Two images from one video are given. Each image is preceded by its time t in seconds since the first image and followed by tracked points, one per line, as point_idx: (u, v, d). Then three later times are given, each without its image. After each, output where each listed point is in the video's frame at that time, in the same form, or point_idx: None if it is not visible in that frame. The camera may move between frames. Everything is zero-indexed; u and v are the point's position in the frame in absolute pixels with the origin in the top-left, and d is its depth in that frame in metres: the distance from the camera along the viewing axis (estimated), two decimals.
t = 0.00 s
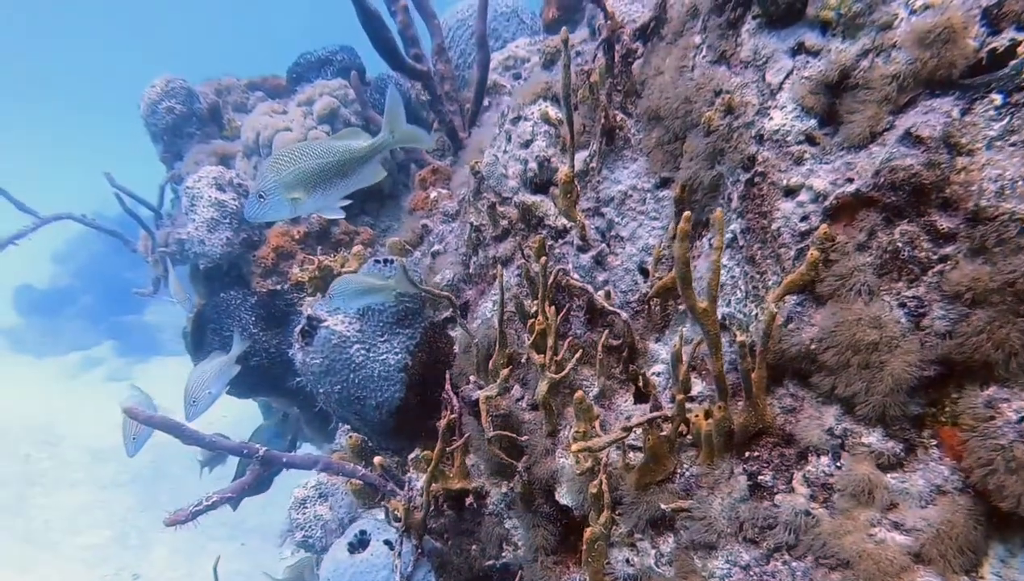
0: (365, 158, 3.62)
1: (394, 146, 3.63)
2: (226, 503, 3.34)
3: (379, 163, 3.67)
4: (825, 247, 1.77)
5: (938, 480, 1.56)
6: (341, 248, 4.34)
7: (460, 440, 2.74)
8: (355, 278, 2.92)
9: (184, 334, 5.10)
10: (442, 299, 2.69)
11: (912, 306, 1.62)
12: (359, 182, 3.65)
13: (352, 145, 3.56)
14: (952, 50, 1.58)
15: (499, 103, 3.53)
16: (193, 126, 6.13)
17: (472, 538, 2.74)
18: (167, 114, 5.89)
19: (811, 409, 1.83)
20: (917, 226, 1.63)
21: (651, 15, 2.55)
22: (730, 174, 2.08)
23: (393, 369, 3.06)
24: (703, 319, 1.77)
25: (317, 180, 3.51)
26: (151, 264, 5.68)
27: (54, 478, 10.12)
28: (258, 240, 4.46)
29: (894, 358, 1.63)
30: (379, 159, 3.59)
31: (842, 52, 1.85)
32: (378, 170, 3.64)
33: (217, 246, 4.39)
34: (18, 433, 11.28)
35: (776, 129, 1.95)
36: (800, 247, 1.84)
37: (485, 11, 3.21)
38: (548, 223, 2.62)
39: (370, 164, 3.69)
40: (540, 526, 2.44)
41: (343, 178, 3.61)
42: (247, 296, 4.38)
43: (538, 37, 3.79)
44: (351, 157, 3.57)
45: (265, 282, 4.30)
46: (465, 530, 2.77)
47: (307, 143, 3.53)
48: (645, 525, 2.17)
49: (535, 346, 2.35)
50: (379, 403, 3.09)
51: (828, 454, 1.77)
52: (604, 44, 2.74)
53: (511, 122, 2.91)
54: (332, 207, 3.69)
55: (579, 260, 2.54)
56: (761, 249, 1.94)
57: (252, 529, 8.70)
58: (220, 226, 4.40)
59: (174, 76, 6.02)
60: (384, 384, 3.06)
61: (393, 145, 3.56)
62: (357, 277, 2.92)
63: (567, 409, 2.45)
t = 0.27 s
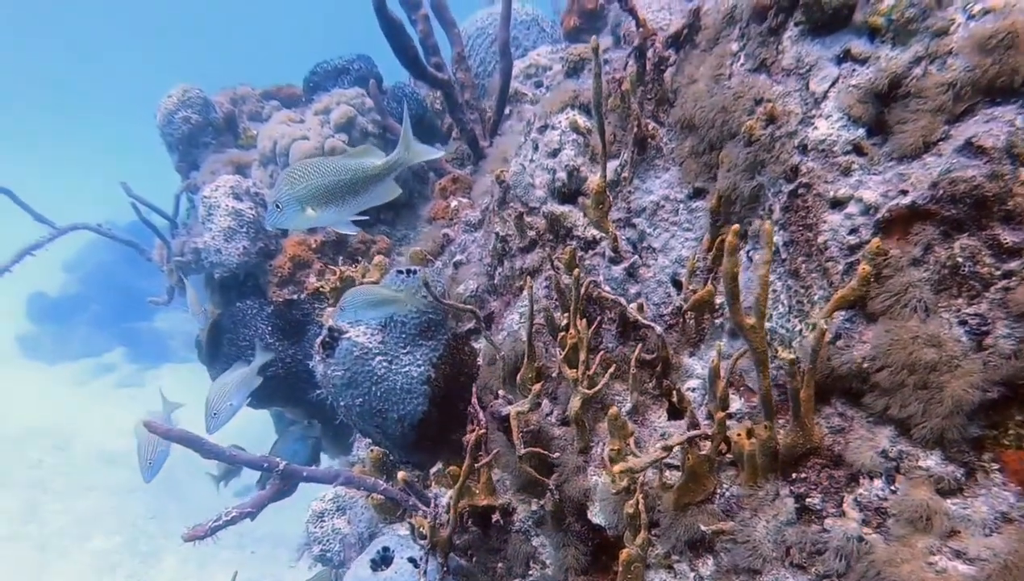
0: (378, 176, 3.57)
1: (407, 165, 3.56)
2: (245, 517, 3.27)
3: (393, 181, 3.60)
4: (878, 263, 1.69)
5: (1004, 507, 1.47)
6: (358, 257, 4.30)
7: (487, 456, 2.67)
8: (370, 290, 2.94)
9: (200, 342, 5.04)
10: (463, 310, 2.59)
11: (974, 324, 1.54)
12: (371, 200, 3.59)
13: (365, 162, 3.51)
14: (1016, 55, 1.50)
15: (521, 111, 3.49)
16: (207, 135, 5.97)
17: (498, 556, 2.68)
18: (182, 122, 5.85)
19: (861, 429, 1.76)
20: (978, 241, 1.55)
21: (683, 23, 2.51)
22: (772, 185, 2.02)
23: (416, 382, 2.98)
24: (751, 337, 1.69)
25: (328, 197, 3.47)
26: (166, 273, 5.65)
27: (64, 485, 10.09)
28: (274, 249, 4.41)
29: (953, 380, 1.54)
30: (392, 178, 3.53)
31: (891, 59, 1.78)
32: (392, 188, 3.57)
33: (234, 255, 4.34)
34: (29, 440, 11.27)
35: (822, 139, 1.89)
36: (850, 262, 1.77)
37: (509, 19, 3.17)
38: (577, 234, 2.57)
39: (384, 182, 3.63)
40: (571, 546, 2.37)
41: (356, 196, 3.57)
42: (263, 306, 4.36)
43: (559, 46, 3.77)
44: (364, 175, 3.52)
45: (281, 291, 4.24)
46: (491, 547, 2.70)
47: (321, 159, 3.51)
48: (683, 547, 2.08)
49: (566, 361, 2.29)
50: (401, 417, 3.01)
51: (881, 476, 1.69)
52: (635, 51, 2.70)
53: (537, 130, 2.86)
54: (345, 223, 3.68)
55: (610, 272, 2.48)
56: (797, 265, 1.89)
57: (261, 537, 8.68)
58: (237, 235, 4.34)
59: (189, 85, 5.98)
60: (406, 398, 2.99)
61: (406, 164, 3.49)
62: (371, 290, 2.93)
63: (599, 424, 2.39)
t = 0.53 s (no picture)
0: (389, 194, 3.50)
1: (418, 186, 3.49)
2: (262, 533, 3.20)
3: (404, 200, 3.52)
4: (934, 278, 1.62)
5: None
6: (373, 267, 4.26)
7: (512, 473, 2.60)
8: (377, 303, 2.86)
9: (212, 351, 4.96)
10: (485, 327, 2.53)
11: None
12: (379, 219, 3.52)
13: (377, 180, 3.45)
14: None
15: (542, 120, 3.44)
16: (220, 144, 5.89)
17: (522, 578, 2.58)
18: (196, 131, 5.83)
19: (913, 454, 1.66)
20: None
21: (715, 31, 2.46)
22: (813, 197, 1.96)
23: (436, 396, 2.91)
24: (799, 355, 1.62)
25: (337, 212, 3.42)
26: (179, 282, 5.62)
27: (72, 493, 10.04)
28: (289, 259, 4.37)
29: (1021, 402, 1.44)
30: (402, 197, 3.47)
31: (944, 67, 1.72)
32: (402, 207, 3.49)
33: (249, 264, 4.30)
34: (37, 447, 11.23)
35: (868, 150, 1.83)
36: (902, 277, 1.70)
37: (532, 27, 3.12)
38: (605, 246, 2.52)
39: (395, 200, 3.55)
40: (602, 569, 2.28)
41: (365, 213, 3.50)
42: (276, 316, 4.31)
43: (579, 55, 3.74)
44: (374, 192, 3.46)
45: (296, 302, 4.19)
46: (515, 569, 2.60)
47: (333, 173, 3.47)
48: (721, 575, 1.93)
49: (597, 376, 2.24)
50: (421, 432, 2.94)
51: (938, 502, 1.57)
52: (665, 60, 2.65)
53: (563, 140, 2.81)
54: (353, 237, 3.62)
55: (640, 286, 2.43)
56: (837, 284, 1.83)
57: (269, 546, 8.71)
58: (253, 245, 4.31)
59: (203, 93, 5.96)
60: (427, 412, 2.92)
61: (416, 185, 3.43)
62: (377, 303, 2.85)
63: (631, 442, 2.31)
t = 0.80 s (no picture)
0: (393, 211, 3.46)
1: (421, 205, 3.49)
2: (275, 551, 3.12)
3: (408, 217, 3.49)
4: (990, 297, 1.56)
5: None
6: (381, 275, 4.17)
7: (532, 491, 2.52)
8: (382, 323, 2.74)
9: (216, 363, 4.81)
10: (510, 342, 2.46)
11: None
12: (383, 235, 3.48)
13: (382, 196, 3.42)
14: None
15: (558, 128, 3.38)
16: (226, 152, 5.86)
17: None
18: (202, 139, 5.78)
19: (966, 480, 1.58)
20: None
21: (744, 40, 2.40)
22: (852, 210, 1.90)
23: (453, 411, 2.84)
24: (847, 378, 1.57)
25: (342, 228, 3.36)
26: (184, 291, 5.55)
27: (70, 501, 9.92)
28: (297, 268, 4.30)
29: None
30: (405, 215, 3.44)
31: (995, 76, 1.65)
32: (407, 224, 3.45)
33: (257, 274, 4.22)
34: (35, 454, 11.10)
35: (913, 162, 1.77)
36: (952, 294, 1.63)
37: (550, 34, 3.06)
38: (628, 258, 2.46)
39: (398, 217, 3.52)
40: None
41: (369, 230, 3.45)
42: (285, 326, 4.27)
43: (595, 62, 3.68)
44: (379, 208, 3.42)
45: (304, 311, 4.11)
46: None
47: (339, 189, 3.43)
48: None
49: (625, 392, 2.16)
50: (437, 447, 2.86)
51: (998, 533, 1.47)
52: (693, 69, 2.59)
53: (584, 149, 2.75)
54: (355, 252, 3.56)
55: (666, 299, 2.35)
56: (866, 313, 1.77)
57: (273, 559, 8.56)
58: (261, 254, 4.24)
59: (210, 102, 5.92)
60: (444, 427, 2.84)
61: (421, 203, 3.42)
62: (383, 324, 2.74)
63: (660, 461, 2.24)
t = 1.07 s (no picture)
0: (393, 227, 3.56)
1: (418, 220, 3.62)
2: (284, 570, 3.00)
3: (407, 233, 3.59)
4: None
5: None
6: (390, 283, 4.10)
7: (553, 510, 2.42)
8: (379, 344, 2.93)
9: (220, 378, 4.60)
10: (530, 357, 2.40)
11: None
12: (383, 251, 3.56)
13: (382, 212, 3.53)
14: None
15: (574, 135, 3.32)
16: (233, 159, 5.81)
17: None
18: (209, 145, 5.72)
19: None
20: None
21: (773, 48, 2.35)
22: (892, 223, 1.83)
23: (470, 425, 2.75)
24: (896, 400, 1.50)
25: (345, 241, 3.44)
26: (189, 298, 5.48)
27: (70, 508, 9.80)
28: (305, 277, 4.23)
29: None
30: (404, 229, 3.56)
31: None
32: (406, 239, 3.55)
33: (265, 283, 4.14)
34: (34, 458, 10.96)
35: (958, 175, 1.69)
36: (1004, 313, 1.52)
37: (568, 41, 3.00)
38: (653, 270, 2.40)
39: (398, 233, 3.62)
40: None
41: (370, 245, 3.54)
42: (292, 335, 4.18)
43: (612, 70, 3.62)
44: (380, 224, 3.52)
45: (312, 320, 4.05)
46: None
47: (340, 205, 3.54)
48: None
49: (652, 409, 2.08)
50: (453, 462, 2.76)
51: None
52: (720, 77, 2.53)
53: (605, 158, 2.69)
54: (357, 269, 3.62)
55: (693, 312, 2.29)
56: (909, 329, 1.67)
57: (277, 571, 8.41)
58: (269, 262, 4.17)
59: (218, 109, 5.88)
60: (459, 442, 2.75)
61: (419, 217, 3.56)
62: (381, 344, 2.93)
63: (689, 482, 2.16)
